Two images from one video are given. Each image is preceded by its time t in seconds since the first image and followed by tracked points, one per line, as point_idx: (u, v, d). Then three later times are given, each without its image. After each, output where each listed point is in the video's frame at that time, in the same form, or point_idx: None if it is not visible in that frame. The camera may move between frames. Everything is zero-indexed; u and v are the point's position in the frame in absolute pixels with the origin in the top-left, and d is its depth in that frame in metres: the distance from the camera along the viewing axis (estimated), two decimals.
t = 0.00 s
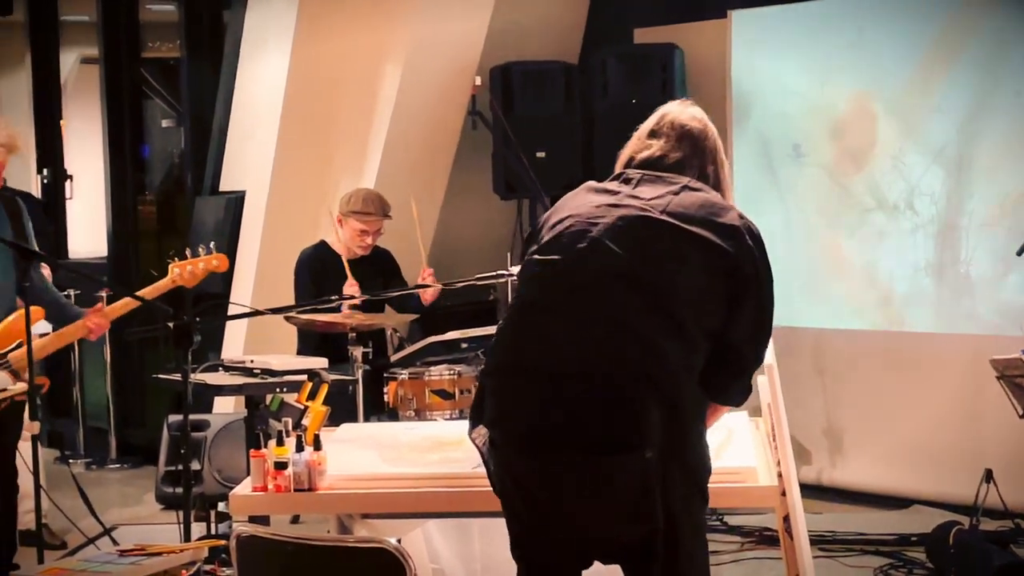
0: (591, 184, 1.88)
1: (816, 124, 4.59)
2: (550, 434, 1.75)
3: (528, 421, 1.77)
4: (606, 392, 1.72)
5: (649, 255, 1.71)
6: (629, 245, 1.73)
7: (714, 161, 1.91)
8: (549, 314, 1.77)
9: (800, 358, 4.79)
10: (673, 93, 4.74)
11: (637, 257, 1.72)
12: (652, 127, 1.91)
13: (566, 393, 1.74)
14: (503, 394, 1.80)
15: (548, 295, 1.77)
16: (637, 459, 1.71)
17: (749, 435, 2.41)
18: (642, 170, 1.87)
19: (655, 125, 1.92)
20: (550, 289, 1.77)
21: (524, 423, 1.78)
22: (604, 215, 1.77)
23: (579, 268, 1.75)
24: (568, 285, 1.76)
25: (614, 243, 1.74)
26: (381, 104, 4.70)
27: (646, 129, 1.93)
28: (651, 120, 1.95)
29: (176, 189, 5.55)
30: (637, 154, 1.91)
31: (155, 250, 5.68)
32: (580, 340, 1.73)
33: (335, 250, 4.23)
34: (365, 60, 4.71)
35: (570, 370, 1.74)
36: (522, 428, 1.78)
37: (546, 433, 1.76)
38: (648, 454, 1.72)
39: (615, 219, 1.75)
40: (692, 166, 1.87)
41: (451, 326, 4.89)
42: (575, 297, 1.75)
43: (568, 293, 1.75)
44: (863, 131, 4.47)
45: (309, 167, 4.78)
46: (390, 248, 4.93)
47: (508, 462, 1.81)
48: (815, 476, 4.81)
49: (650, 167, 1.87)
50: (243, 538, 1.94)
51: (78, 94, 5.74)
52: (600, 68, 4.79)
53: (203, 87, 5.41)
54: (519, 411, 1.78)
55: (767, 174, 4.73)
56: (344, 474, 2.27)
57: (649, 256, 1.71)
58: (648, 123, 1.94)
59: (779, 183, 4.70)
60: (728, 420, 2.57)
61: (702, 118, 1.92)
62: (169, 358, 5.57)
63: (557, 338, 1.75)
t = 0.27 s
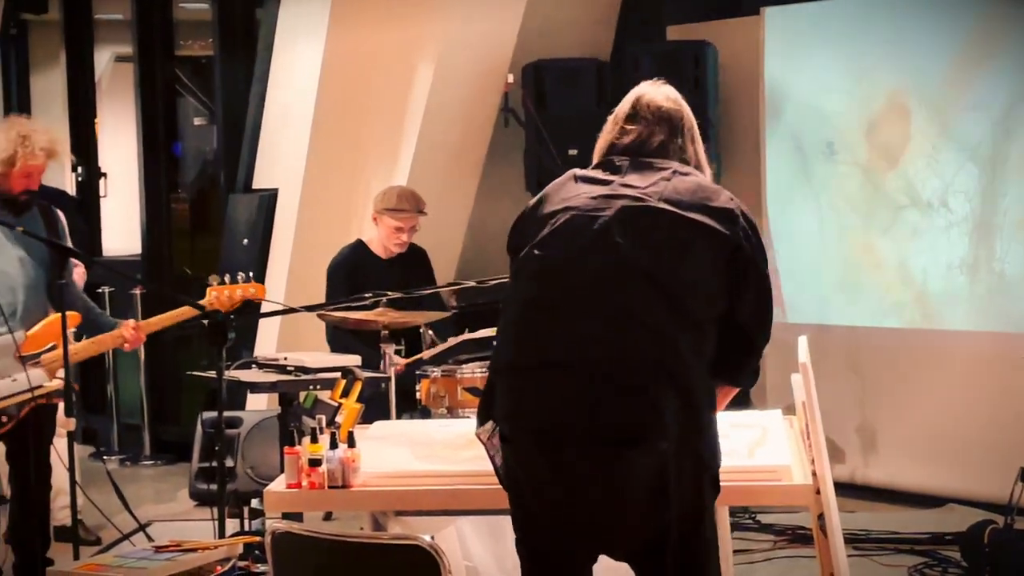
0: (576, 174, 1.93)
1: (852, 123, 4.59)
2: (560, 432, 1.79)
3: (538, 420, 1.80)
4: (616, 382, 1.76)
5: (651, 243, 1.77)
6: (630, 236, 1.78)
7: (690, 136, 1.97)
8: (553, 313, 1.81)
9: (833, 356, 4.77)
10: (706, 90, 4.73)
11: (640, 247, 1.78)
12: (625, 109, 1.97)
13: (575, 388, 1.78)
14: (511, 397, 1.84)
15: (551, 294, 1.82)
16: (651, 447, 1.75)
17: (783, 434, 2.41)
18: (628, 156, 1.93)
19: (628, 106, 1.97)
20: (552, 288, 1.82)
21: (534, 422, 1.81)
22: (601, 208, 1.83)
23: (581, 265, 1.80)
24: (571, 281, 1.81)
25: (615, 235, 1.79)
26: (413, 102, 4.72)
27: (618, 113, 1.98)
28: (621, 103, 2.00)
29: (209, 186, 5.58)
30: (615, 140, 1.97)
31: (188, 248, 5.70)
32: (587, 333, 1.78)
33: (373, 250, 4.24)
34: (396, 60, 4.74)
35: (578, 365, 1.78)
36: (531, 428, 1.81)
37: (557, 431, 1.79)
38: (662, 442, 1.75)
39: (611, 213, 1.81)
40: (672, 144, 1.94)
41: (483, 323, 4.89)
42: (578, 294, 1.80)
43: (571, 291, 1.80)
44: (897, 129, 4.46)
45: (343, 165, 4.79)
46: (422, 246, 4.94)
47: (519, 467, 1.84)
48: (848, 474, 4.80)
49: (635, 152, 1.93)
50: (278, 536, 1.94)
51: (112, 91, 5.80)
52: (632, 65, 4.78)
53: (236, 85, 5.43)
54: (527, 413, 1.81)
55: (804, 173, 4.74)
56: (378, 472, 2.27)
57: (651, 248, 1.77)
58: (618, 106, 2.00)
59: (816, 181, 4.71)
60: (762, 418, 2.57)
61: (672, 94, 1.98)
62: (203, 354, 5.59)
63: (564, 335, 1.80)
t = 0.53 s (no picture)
0: (566, 166, 1.89)
1: (887, 118, 4.56)
2: (577, 433, 1.79)
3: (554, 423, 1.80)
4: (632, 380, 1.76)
5: (659, 237, 1.76)
6: (637, 231, 1.77)
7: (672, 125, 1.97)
8: (562, 313, 1.80)
9: (869, 353, 4.76)
10: (740, 85, 4.72)
11: (648, 241, 1.76)
12: (607, 99, 1.94)
13: (589, 386, 1.78)
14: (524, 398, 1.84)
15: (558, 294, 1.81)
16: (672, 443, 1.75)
17: (818, 430, 2.39)
18: (620, 146, 1.90)
19: (609, 96, 1.95)
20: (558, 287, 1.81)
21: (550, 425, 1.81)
22: (604, 203, 1.80)
23: (586, 263, 1.79)
24: (577, 280, 1.79)
25: (621, 231, 1.78)
26: (448, 98, 4.74)
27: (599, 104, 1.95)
28: (599, 93, 1.97)
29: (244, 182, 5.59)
30: (601, 131, 1.93)
31: (224, 244, 5.74)
32: (598, 332, 1.77)
33: (408, 247, 4.25)
34: (431, 56, 4.74)
35: (591, 363, 1.78)
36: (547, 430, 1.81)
37: (574, 432, 1.79)
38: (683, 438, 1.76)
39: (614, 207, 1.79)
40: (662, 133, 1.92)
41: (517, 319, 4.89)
42: (587, 292, 1.79)
43: (578, 289, 1.79)
44: (933, 125, 4.44)
45: (377, 163, 4.79)
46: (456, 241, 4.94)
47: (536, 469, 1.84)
48: (884, 471, 4.78)
49: (628, 143, 1.90)
50: (313, 531, 1.93)
51: (147, 90, 5.79)
52: (667, 61, 4.78)
53: (271, 81, 5.45)
54: (543, 415, 1.81)
55: (838, 167, 4.70)
56: (412, 468, 2.27)
57: (656, 241, 1.76)
58: (597, 96, 1.97)
59: (851, 176, 4.67)
60: (798, 415, 2.56)
61: (651, 82, 1.97)
62: (238, 350, 5.61)
63: (575, 334, 1.78)
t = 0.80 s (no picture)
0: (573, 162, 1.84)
1: (925, 112, 4.52)
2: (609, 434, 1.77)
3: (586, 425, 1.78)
4: (664, 378, 1.74)
5: (687, 230, 1.76)
6: (664, 225, 1.76)
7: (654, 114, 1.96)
8: (586, 313, 1.78)
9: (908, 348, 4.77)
10: (778, 79, 4.71)
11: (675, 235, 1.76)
12: (602, 88, 1.91)
13: (629, 385, 1.75)
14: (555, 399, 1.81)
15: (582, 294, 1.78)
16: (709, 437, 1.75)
17: (856, 426, 2.38)
18: (623, 136, 1.87)
19: (602, 86, 1.91)
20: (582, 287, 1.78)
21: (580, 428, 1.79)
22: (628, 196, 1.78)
23: (618, 261, 1.76)
24: (601, 278, 1.77)
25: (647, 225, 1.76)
26: (484, 92, 4.69)
27: (592, 93, 1.91)
28: (587, 83, 1.93)
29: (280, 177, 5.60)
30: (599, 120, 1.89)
31: (260, 239, 5.75)
32: (627, 330, 1.75)
33: (446, 241, 4.21)
34: (468, 51, 4.73)
35: (631, 361, 1.75)
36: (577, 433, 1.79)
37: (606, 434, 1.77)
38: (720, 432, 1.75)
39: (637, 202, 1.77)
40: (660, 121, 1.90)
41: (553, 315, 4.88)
42: (612, 292, 1.76)
43: (603, 288, 1.77)
44: (972, 119, 4.42)
45: (413, 155, 4.84)
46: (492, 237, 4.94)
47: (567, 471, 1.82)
48: (922, 467, 4.76)
49: (631, 131, 1.87)
50: (351, 526, 1.92)
51: (185, 86, 5.84)
52: (704, 56, 4.77)
53: (307, 76, 5.46)
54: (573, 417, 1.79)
55: (873, 163, 4.66)
56: (448, 462, 2.27)
57: (691, 232, 1.76)
58: (587, 86, 1.93)
59: (886, 172, 4.63)
60: (834, 410, 2.54)
61: (638, 73, 1.95)
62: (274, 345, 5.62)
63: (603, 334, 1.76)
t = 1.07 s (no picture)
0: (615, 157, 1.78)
1: (965, 106, 4.50)
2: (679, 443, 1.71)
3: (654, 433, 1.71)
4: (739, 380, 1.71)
5: (748, 230, 1.76)
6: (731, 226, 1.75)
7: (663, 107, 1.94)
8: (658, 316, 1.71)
9: (945, 345, 4.70)
10: (817, 74, 4.69)
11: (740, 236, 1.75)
12: (624, 84, 1.87)
13: (705, 387, 1.70)
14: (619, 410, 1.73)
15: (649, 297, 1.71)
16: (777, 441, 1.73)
17: (896, 423, 2.36)
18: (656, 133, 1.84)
19: (624, 82, 1.87)
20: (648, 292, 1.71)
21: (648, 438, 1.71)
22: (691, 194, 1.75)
23: (690, 258, 1.71)
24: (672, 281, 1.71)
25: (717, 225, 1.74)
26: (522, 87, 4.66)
27: (615, 88, 1.86)
28: (604, 78, 1.89)
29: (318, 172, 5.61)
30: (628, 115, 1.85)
31: (297, 234, 5.77)
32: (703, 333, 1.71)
33: (480, 236, 4.21)
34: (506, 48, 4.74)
35: (706, 362, 1.71)
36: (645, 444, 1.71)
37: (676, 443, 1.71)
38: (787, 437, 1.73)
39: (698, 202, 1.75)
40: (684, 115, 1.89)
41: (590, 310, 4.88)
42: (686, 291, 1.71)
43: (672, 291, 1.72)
44: (1013, 113, 4.38)
45: (450, 149, 4.84)
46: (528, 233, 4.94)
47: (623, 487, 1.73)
48: (961, 464, 4.71)
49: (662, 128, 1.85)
50: (387, 521, 1.89)
51: (221, 81, 5.87)
52: (742, 51, 4.76)
53: (345, 71, 5.47)
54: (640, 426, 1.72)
55: (915, 156, 4.64)
56: (486, 458, 2.28)
57: (751, 226, 1.76)
58: (605, 81, 1.88)
59: (928, 166, 4.61)
60: (873, 407, 2.53)
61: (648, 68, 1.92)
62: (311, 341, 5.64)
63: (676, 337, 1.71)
